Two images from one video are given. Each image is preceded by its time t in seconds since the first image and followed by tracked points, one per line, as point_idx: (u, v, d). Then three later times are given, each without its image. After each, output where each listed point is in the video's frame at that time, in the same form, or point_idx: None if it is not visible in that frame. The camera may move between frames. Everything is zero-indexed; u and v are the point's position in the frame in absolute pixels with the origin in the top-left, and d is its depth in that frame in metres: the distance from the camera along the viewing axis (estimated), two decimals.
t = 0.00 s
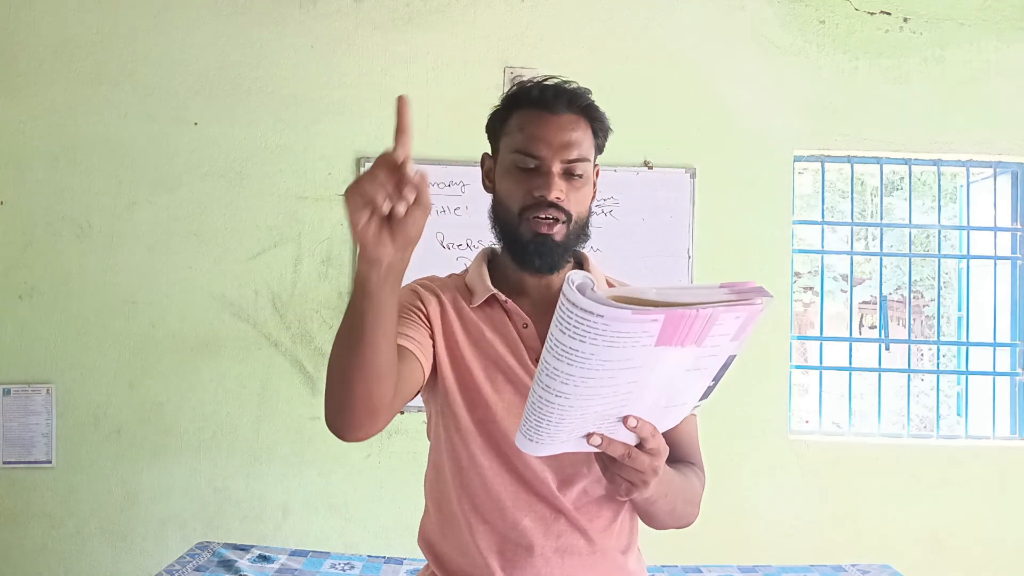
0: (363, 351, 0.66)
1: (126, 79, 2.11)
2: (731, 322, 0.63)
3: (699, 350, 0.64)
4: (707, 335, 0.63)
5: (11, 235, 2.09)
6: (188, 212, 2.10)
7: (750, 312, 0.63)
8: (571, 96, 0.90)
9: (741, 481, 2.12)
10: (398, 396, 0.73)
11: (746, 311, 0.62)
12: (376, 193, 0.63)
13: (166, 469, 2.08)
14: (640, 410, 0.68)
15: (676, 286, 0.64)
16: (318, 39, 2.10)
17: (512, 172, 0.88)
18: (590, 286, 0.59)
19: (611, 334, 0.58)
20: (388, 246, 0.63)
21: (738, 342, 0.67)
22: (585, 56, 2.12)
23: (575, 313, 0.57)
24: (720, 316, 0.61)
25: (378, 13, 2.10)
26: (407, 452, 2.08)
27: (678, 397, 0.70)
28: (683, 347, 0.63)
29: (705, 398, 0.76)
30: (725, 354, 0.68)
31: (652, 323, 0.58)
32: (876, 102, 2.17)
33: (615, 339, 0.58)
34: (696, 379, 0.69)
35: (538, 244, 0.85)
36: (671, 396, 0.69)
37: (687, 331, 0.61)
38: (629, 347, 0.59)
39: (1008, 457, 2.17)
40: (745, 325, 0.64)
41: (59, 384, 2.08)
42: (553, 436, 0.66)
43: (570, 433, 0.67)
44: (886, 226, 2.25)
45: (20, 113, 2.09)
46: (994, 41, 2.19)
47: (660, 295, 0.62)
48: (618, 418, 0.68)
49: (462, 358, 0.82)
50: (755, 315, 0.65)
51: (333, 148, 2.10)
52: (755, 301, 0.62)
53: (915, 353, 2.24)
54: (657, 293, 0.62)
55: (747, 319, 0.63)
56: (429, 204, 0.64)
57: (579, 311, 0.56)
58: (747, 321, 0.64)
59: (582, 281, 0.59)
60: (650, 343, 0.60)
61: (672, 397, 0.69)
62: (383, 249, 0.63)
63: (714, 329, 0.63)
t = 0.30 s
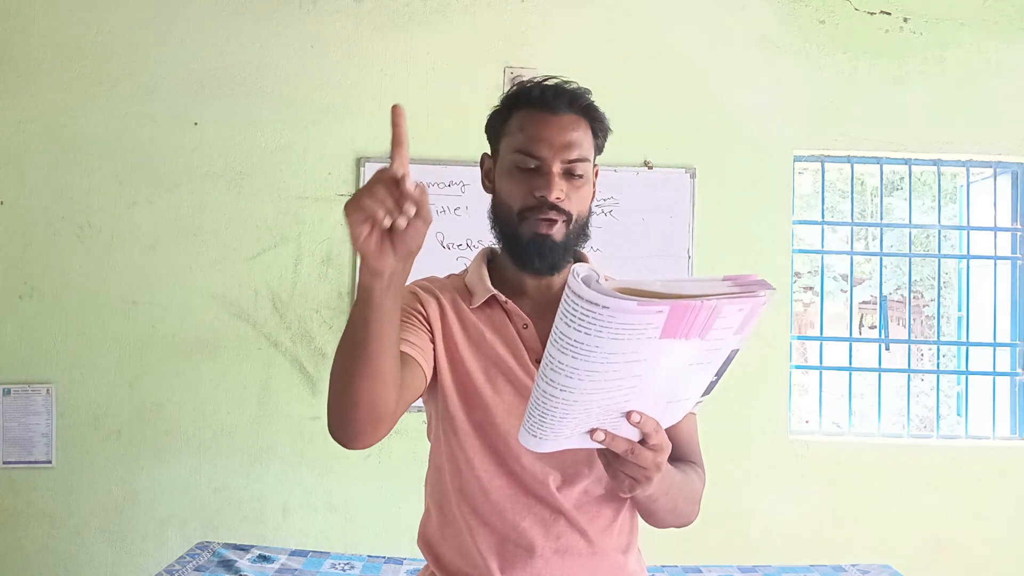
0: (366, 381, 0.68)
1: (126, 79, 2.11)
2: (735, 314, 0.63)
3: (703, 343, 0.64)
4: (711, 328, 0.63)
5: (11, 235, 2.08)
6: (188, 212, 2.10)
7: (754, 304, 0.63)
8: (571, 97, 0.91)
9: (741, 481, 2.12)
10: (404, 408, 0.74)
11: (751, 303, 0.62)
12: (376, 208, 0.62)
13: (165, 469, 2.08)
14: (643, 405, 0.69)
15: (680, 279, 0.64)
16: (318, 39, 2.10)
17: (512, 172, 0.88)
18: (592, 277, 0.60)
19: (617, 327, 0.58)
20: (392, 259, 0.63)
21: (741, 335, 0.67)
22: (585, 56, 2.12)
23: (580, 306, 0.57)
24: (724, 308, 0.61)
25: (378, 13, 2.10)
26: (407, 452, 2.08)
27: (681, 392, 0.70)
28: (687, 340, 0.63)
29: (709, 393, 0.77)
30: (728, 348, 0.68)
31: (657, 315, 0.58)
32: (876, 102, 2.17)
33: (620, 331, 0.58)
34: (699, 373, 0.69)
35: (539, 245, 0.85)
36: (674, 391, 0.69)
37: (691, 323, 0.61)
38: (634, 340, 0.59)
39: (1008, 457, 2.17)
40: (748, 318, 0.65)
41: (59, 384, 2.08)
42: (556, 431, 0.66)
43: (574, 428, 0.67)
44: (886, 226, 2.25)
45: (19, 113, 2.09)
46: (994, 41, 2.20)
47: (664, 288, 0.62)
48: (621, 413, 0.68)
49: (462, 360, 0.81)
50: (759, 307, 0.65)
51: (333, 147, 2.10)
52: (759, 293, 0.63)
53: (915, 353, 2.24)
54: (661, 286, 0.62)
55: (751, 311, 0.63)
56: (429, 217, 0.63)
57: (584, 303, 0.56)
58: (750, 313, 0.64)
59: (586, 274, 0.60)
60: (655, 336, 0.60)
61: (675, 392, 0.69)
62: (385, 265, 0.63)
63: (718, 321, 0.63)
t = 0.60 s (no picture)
0: (366, 403, 0.68)
1: (126, 79, 2.11)
2: (739, 311, 0.63)
3: (706, 340, 0.64)
4: (714, 325, 0.63)
5: (11, 234, 2.09)
6: (188, 212, 2.10)
7: (758, 302, 0.63)
8: (567, 96, 0.91)
9: (741, 481, 2.12)
10: (412, 410, 0.74)
11: (755, 300, 0.62)
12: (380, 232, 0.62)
13: (165, 469, 2.08)
14: (645, 402, 0.69)
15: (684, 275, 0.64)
16: (318, 39, 2.10)
17: (509, 172, 0.88)
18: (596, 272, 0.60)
19: (620, 322, 0.58)
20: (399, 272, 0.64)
21: (744, 333, 0.67)
22: (584, 56, 2.12)
23: (584, 301, 0.57)
24: (728, 305, 0.61)
25: (378, 13, 2.10)
26: (407, 452, 2.08)
27: (683, 390, 0.70)
28: (690, 337, 0.63)
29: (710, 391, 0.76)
30: (731, 345, 0.68)
31: (661, 311, 0.58)
32: (876, 102, 2.17)
33: (624, 327, 0.58)
34: (701, 371, 0.69)
35: (536, 244, 0.85)
36: (676, 388, 0.69)
37: (695, 320, 0.61)
38: (637, 336, 0.59)
39: (1008, 457, 2.17)
40: (752, 315, 0.64)
41: (59, 384, 2.08)
42: (558, 427, 0.66)
43: (575, 425, 0.67)
44: (886, 226, 2.25)
45: (20, 113, 2.10)
46: (995, 41, 2.19)
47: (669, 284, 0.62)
48: (623, 410, 0.68)
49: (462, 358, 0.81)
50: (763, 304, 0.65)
51: (333, 147, 2.10)
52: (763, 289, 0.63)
53: (915, 353, 2.24)
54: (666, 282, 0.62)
55: (755, 308, 0.63)
56: (434, 237, 0.63)
57: (588, 298, 0.56)
58: (755, 311, 0.64)
59: (590, 270, 0.60)
60: (658, 332, 0.60)
61: (678, 390, 0.69)
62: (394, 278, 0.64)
63: (721, 319, 0.63)
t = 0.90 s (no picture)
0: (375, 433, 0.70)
1: (126, 79, 2.11)
2: (740, 319, 0.62)
3: (707, 349, 0.64)
4: (715, 334, 0.63)
5: (11, 235, 2.09)
6: (188, 212, 2.10)
7: (759, 310, 0.62)
8: (568, 89, 0.92)
9: (741, 481, 2.12)
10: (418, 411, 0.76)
11: (756, 309, 0.62)
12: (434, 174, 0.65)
13: (165, 469, 2.08)
14: (647, 410, 0.69)
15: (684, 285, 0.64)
16: (318, 39, 2.11)
17: (519, 162, 0.87)
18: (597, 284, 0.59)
19: (621, 336, 0.57)
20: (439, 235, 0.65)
21: (744, 339, 0.67)
22: (584, 56, 2.12)
23: (583, 316, 0.56)
24: (729, 314, 0.61)
25: (378, 13, 2.10)
26: (407, 452, 2.08)
27: (685, 397, 0.70)
28: (691, 347, 0.62)
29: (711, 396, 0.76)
30: (731, 352, 0.68)
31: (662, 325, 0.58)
32: (876, 102, 2.17)
33: (624, 341, 0.58)
34: (702, 378, 0.69)
35: (555, 230, 0.83)
36: (677, 396, 0.69)
37: (696, 330, 0.61)
38: (638, 348, 0.59)
39: (1008, 457, 2.17)
40: (753, 322, 0.64)
41: (59, 384, 2.08)
42: (560, 438, 0.66)
43: (577, 436, 0.67)
44: (886, 226, 2.25)
45: (20, 113, 2.10)
46: (995, 41, 2.19)
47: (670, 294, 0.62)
48: (625, 420, 0.68)
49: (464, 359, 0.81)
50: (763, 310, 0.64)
51: (333, 147, 2.10)
52: (765, 298, 0.62)
53: (915, 353, 2.24)
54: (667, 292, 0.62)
55: (756, 316, 0.63)
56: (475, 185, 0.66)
57: (587, 313, 0.56)
58: (755, 318, 0.63)
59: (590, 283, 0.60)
60: (659, 343, 0.60)
61: (682, 397, 0.69)
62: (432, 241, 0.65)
63: (723, 328, 0.62)
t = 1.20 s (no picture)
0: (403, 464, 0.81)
1: (126, 79, 2.11)
2: (740, 344, 0.64)
3: (709, 373, 0.66)
4: (717, 359, 0.64)
5: (12, 235, 2.09)
6: (188, 211, 2.10)
7: (758, 336, 0.64)
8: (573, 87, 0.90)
9: (741, 481, 2.12)
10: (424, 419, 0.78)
11: (755, 333, 0.64)
12: (490, 200, 0.79)
13: (165, 469, 2.08)
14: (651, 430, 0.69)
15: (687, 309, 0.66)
16: (318, 39, 2.11)
17: (527, 162, 0.85)
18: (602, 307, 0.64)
19: (621, 358, 0.61)
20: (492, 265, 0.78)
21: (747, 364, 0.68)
22: (585, 56, 2.12)
23: (584, 337, 0.61)
24: (729, 339, 0.62)
25: (377, 13, 2.10)
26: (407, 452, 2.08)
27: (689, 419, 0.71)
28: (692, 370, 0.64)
29: (715, 408, 0.76)
30: (735, 376, 0.69)
31: (661, 348, 0.61)
32: (876, 102, 2.17)
33: (625, 362, 0.61)
34: (708, 402, 0.69)
35: (564, 234, 0.84)
36: (681, 420, 0.70)
37: (696, 354, 0.63)
38: (638, 370, 0.62)
39: (1008, 457, 2.17)
40: (755, 347, 0.65)
41: (59, 384, 2.08)
42: (562, 454, 0.69)
43: (579, 453, 0.69)
44: (885, 227, 2.25)
45: (20, 113, 2.10)
46: (994, 41, 2.19)
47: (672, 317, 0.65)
48: (628, 436, 0.70)
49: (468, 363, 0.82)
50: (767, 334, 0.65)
51: (333, 148, 2.10)
52: (766, 319, 0.63)
53: (915, 353, 2.24)
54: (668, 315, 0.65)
55: (756, 341, 0.65)
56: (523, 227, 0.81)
57: (588, 335, 0.60)
58: (757, 342, 0.65)
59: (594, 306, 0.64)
60: (660, 366, 0.62)
61: (686, 420, 0.69)
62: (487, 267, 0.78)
63: (724, 352, 0.64)
